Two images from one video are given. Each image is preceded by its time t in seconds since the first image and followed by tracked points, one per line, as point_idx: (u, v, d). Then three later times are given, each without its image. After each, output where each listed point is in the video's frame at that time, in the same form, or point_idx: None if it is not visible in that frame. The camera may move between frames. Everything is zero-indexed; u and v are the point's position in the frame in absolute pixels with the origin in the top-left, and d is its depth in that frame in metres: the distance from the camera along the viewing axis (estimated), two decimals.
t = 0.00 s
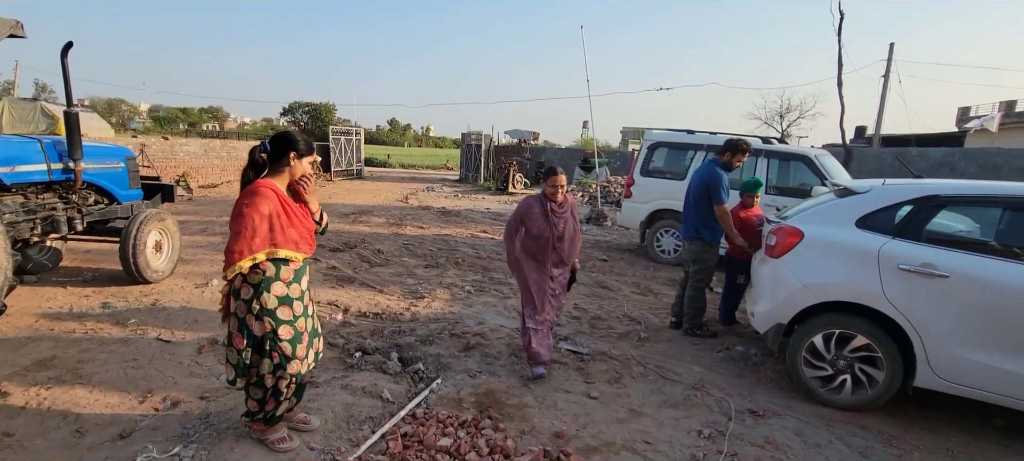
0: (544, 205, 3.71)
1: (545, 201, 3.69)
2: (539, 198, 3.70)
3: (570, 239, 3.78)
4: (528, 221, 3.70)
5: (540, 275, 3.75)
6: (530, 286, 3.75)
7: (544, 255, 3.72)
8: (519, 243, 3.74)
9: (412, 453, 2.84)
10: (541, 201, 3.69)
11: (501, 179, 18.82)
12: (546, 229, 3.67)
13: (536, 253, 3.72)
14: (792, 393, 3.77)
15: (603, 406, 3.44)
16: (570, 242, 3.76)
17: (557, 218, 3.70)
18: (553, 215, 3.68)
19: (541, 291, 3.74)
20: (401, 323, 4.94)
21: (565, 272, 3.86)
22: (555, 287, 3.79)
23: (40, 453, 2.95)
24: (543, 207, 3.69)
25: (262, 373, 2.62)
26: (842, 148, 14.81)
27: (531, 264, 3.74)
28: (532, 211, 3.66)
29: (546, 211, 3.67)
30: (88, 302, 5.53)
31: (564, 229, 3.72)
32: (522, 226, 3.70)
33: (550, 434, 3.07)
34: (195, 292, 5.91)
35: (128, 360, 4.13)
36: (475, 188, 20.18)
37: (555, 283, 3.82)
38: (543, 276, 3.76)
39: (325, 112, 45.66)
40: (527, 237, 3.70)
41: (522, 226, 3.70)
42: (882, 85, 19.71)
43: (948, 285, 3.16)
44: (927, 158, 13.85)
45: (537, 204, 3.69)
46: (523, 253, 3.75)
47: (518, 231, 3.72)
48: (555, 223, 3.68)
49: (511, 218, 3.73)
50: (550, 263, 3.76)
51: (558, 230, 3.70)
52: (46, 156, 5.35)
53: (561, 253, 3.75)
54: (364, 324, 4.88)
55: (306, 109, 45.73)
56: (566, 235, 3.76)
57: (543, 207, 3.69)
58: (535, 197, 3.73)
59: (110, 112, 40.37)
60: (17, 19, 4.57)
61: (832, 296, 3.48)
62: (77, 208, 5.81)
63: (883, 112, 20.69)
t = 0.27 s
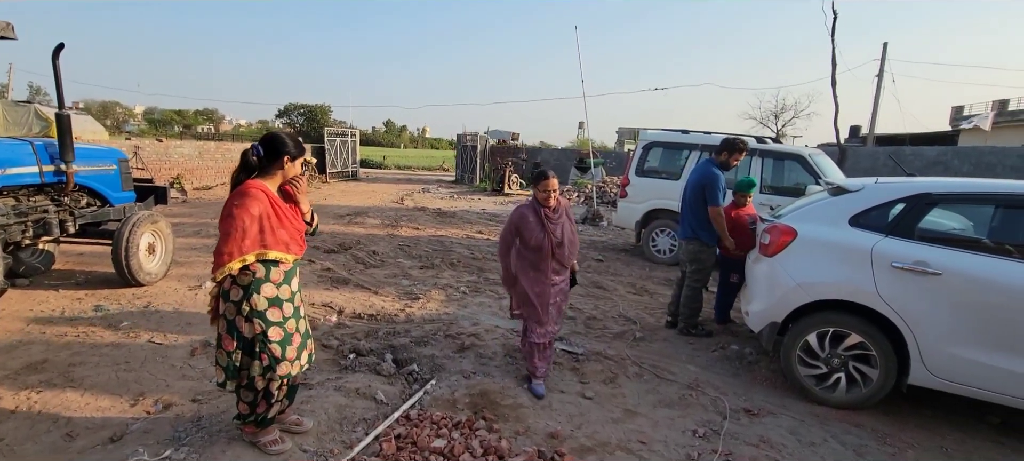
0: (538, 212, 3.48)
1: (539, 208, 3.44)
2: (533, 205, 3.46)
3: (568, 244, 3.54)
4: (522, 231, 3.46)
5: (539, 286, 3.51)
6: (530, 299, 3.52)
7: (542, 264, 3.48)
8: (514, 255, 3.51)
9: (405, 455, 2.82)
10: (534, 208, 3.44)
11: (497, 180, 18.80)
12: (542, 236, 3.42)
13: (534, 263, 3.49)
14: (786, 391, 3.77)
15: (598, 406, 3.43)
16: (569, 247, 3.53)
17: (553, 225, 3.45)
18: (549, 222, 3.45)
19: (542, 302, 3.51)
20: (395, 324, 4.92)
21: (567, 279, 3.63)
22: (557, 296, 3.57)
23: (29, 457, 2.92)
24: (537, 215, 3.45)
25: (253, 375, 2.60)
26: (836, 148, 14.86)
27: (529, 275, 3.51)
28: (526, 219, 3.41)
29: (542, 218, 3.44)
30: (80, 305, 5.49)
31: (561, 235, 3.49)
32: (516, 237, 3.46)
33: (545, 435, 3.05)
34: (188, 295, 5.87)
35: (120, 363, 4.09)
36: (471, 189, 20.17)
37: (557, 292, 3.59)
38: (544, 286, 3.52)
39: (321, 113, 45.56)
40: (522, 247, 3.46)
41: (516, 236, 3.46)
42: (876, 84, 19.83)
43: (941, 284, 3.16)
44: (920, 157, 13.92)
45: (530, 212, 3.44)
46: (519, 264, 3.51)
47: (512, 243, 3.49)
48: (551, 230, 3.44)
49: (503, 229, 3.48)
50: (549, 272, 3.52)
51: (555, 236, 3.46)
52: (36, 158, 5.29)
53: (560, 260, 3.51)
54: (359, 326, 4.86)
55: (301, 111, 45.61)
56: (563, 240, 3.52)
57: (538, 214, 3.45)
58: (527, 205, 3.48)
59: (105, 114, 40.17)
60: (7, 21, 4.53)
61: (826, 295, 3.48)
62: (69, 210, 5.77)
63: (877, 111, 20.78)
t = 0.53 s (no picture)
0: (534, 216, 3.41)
1: (537, 212, 3.39)
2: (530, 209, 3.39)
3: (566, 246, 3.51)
4: (519, 237, 3.39)
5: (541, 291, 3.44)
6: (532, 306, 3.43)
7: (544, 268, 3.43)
8: (513, 262, 3.41)
9: (400, 456, 2.81)
10: (531, 213, 3.38)
11: (492, 180, 18.79)
12: (541, 240, 3.38)
13: (535, 269, 3.41)
14: (781, 390, 3.79)
15: (593, 406, 3.43)
16: (567, 249, 3.50)
17: (552, 228, 3.41)
18: (547, 225, 3.40)
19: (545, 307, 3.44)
20: (390, 325, 4.90)
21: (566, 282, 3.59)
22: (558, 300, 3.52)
23: None
24: (536, 219, 3.39)
25: (247, 377, 2.58)
26: (830, 147, 14.94)
27: (531, 281, 3.43)
28: (525, 224, 3.35)
29: (539, 221, 3.38)
30: (72, 308, 5.45)
31: (560, 237, 3.45)
32: (515, 243, 3.38)
33: (540, 435, 3.05)
34: (182, 297, 5.83)
35: (113, 366, 4.06)
36: (466, 189, 20.14)
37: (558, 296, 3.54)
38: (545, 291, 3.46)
39: (316, 114, 45.40)
40: (522, 253, 3.39)
41: (514, 243, 3.37)
42: (869, 84, 19.97)
43: (934, 282, 3.19)
44: (913, 156, 14.02)
45: (528, 216, 3.38)
46: (519, 271, 3.43)
47: (511, 249, 3.39)
48: (551, 233, 3.40)
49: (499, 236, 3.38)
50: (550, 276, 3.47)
51: (555, 239, 3.42)
52: (27, 159, 5.25)
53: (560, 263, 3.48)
54: (354, 327, 4.84)
55: (295, 112, 45.42)
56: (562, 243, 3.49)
57: (535, 219, 3.39)
58: (522, 209, 3.41)
59: (98, 115, 39.90)
60: None
61: (819, 294, 3.50)
62: (60, 212, 5.72)
63: (870, 111, 20.90)
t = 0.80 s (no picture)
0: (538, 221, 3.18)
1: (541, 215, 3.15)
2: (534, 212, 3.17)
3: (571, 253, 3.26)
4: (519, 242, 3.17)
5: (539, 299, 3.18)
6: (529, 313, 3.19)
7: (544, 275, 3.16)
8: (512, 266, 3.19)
9: (397, 456, 2.81)
10: (534, 215, 3.16)
11: (488, 180, 18.77)
12: (543, 245, 3.13)
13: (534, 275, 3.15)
14: (776, 388, 3.80)
15: (589, 404, 3.44)
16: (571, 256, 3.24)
17: (556, 232, 3.17)
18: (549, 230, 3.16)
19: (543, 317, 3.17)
20: (387, 325, 4.89)
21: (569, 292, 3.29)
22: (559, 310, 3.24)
23: None
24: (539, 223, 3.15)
25: (244, 377, 2.57)
26: (823, 147, 15.02)
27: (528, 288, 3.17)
28: (526, 227, 3.12)
29: (542, 226, 3.15)
30: (65, 309, 5.40)
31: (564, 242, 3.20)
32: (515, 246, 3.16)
33: (537, 434, 3.05)
34: (176, 297, 5.80)
35: (106, 367, 4.03)
36: (462, 189, 20.12)
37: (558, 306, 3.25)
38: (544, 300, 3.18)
39: (311, 114, 45.24)
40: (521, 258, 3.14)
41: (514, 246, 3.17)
42: (862, 85, 20.09)
43: (927, 279, 3.21)
44: (906, 156, 14.10)
45: (531, 219, 3.15)
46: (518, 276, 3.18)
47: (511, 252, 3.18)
48: (554, 238, 3.14)
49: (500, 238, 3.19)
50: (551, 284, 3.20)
51: (557, 244, 3.17)
52: (19, 159, 5.20)
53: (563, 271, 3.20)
54: (349, 327, 4.83)
55: (290, 111, 45.24)
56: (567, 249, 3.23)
57: (538, 222, 3.16)
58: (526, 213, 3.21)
59: (90, 116, 39.57)
60: None
61: (814, 292, 3.51)
62: (53, 212, 5.67)
63: (864, 110, 21.00)
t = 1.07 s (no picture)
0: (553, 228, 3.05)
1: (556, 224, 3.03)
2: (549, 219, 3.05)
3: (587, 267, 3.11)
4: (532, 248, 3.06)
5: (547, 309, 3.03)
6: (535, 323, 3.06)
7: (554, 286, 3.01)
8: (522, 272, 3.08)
9: (394, 456, 2.80)
10: (549, 223, 3.04)
11: (484, 180, 18.76)
12: (557, 255, 2.99)
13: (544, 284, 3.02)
14: (772, 387, 3.82)
15: (586, 404, 3.44)
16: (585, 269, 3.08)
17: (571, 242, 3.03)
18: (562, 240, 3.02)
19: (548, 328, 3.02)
20: (383, 325, 4.88)
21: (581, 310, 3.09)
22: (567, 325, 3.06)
23: None
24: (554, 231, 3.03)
25: (241, 378, 2.56)
26: (818, 147, 15.11)
27: (537, 296, 3.05)
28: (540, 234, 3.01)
29: (556, 234, 3.02)
30: (58, 310, 5.36)
31: (578, 253, 3.06)
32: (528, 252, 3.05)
33: (534, 433, 3.05)
34: (170, 298, 5.76)
35: (100, 369, 4.00)
36: (458, 189, 20.11)
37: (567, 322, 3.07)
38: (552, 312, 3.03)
39: (306, 114, 45.09)
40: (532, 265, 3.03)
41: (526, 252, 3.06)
42: (856, 85, 20.22)
43: (921, 278, 3.23)
44: (899, 156, 14.18)
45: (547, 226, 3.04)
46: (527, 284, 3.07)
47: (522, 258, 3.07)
48: (567, 247, 3.01)
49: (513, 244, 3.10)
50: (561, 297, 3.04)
51: (570, 253, 3.03)
52: (12, 159, 5.16)
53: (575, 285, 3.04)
54: (346, 327, 4.81)
55: (285, 111, 45.04)
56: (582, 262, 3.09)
57: (552, 229, 3.04)
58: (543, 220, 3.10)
59: (83, 115, 39.25)
60: None
61: (810, 291, 3.53)
62: (45, 213, 5.63)
63: (858, 111, 21.11)
